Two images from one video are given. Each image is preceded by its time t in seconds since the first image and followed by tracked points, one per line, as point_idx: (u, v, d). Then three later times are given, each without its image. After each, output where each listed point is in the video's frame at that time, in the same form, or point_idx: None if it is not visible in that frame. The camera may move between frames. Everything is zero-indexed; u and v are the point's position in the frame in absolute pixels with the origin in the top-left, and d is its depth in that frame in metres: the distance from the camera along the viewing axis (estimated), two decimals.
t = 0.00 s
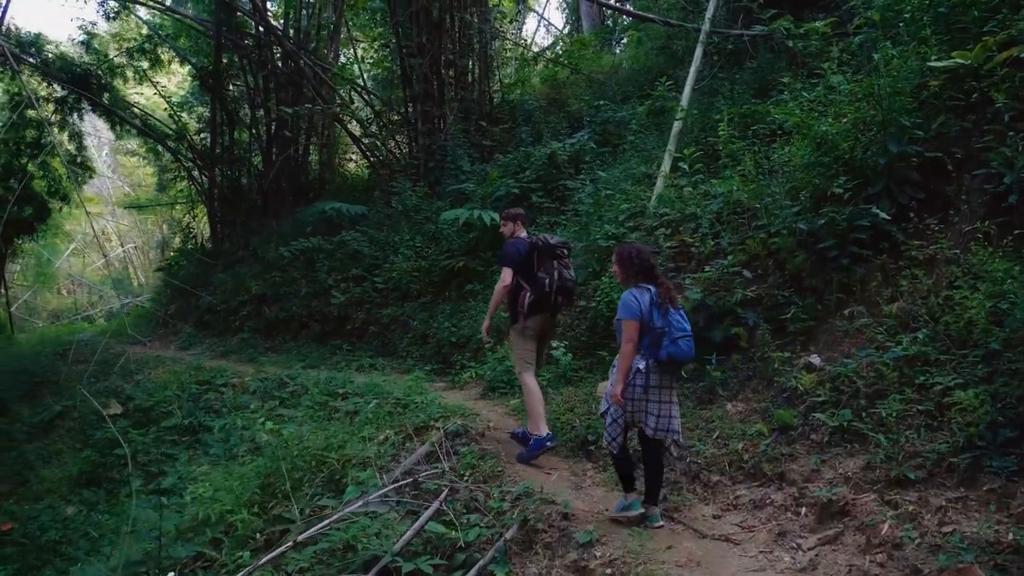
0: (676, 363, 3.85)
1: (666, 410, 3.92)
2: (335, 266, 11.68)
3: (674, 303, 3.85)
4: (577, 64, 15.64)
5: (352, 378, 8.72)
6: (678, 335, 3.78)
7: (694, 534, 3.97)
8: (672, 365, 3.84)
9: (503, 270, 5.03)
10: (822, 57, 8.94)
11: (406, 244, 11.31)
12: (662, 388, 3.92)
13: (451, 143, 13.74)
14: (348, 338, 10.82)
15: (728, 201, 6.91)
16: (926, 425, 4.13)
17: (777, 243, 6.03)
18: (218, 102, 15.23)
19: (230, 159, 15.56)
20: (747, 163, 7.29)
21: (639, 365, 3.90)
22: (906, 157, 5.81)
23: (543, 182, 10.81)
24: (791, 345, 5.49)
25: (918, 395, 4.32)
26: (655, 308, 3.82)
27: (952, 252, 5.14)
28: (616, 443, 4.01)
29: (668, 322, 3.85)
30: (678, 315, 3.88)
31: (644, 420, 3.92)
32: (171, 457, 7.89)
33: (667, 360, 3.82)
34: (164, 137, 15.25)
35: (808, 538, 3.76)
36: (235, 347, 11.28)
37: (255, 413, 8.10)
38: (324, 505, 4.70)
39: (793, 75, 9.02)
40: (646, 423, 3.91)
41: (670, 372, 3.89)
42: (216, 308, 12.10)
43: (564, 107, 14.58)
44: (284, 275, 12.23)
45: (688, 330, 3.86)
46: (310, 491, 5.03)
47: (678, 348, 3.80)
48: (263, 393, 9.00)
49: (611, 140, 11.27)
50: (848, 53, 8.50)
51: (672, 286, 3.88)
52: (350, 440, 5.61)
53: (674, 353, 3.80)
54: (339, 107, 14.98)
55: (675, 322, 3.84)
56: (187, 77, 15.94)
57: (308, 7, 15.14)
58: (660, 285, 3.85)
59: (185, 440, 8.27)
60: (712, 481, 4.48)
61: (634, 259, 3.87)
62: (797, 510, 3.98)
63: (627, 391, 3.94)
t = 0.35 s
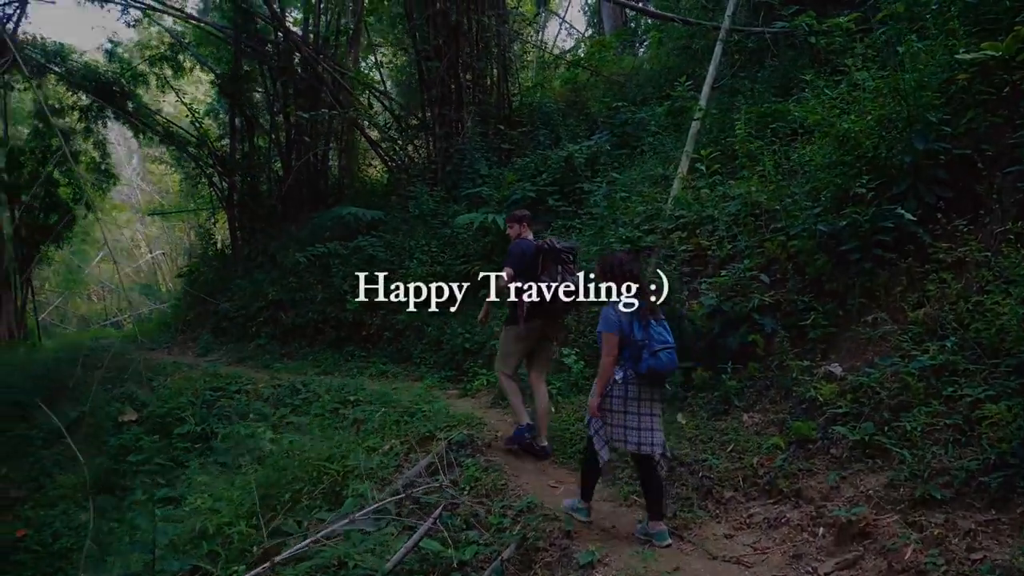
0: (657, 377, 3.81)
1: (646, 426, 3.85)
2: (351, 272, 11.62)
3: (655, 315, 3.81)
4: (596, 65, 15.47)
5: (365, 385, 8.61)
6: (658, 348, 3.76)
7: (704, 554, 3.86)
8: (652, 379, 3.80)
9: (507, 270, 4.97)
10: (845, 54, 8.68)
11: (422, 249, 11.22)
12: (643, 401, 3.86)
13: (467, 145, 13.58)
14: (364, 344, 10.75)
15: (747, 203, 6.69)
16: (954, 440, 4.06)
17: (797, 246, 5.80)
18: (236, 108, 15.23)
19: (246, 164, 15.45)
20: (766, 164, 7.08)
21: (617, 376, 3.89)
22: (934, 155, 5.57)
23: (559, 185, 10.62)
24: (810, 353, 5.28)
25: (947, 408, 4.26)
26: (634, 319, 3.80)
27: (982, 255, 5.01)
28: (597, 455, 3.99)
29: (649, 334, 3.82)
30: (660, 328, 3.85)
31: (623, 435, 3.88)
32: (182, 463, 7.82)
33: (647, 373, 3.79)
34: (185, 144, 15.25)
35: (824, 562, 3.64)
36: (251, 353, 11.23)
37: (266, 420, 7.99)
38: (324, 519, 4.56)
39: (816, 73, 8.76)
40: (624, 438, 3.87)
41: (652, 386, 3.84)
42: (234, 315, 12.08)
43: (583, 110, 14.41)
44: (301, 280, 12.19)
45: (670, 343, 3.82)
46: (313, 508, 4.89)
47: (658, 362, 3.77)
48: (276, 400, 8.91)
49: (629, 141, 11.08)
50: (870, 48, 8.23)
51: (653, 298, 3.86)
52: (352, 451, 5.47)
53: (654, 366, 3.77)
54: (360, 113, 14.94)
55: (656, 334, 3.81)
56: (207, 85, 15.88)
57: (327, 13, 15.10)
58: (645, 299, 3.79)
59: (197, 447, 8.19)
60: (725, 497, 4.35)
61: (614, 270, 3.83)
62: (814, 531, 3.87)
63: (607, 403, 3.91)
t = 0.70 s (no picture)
0: (626, 374, 4.24)
1: (606, 421, 4.24)
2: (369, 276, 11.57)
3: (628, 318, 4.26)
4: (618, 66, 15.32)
5: (380, 391, 8.53)
6: (627, 348, 4.19)
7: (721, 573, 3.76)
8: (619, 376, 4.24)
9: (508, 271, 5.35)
10: (869, 50, 8.46)
11: (440, 254, 11.10)
12: (609, 398, 4.26)
13: (486, 147, 13.41)
14: (383, 350, 10.67)
15: (769, 203, 6.50)
16: (988, 456, 3.96)
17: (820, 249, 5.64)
18: (258, 113, 14.96)
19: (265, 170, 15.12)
20: (787, 163, 6.89)
21: (586, 373, 4.30)
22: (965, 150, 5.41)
23: (577, 187, 10.44)
24: (834, 360, 5.12)
25: (979, 419, 4.15)
26: (607, 321, 4.26)
27: (1018, 254, 4.89)
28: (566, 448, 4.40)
29: (621, 336, 4.26)
30: (634, 330, 4.29)
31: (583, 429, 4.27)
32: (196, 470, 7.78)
33: (616, 369, 4.23)
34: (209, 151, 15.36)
35: None
36: (270, 359, 11.21)
37: (280, 426, 7.92)
38: (323, 531, 4.44)
39: (840, 69, 8.50)
40: (583, 431, 4.26)
41: (619, 383, 4.27)
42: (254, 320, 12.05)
43: (604, 112, 14.25)
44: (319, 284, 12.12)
45: (641, 344, 4.25)
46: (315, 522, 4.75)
47: (625, 360, 4.22)
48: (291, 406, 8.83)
49: (649, 142, 10.91)
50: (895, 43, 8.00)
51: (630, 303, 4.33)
52: (361, 461, 5.36)
53: (623, 363, 4.22)
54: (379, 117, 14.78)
55: (627, 336, 4.24)
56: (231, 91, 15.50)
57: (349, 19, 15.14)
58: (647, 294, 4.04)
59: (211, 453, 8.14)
60: (741, 512, 4.24)
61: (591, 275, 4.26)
62: (836, 550, 3.78)
63: (575, 398, 4.33)
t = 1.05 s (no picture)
0: (607, 374, 4.13)
1: (593, 425, 4.14)
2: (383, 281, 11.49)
3: (604, 315, 4.15)
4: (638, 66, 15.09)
5: (391, 397, 8.41)
6: (601, 345, 4.09)
7: None
8: (598, 376, 4.13)
9: (507, 271, 5.27)
10: (894, 45, 8.19)
11: (454, 259, 11.09)
12: (596, 401, 4.16)
13: (501, 151, 13.18)
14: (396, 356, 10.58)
15: (786, 203, 6.29)
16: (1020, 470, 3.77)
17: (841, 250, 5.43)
18: (274, 118, 14.98)
19: (281, 175, 14.98)
20: (806, 163, 6.68)
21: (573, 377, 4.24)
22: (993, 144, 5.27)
23: (592, 189, 10.21)
24: (854, 367, 4.93)
25: (1010, 431, 3.96)
26: (583, 322, 4.20)
27: None
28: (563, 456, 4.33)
29: (598, 335, 4.15)
30: (611, 328, 4.16)
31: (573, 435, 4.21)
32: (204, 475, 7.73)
33: (594, 369, 4.12)
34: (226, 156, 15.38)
35: None
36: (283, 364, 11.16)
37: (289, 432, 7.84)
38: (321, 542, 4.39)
39: (862, 65, 8.24)
40: (577, 437, 4.19)
41: (603, 384, 4.15)
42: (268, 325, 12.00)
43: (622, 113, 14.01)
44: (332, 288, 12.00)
45: (617, 342, 4.12)
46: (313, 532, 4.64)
47: (601, 360, 4.10)
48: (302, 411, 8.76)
49: (666, 142, 10.68)
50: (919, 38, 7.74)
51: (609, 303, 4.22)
52: (363, 468, 5.25)
53: (598, 362, 4.10)
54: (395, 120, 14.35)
55: (603, 334, 4.13)
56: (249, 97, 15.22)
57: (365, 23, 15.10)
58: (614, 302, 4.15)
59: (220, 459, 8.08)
60: (754, 528, 4.17)
61: (579, 273, 4.32)
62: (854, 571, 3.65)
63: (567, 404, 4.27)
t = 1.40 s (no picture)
0: (605, 375, 4.24)
1: (592, 425, 4.29)
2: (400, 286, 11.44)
3: (605, 317, 4.26)
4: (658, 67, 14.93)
5: (404, 403, 8.37)
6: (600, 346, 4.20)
7: None
8: (597, 376, 4.24)
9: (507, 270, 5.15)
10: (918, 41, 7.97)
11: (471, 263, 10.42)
12: (594, 400, 4.28)
13: (520, 155, 13.02)
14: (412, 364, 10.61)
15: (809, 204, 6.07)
16: None
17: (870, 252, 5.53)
18: (293, 125, 14.21)
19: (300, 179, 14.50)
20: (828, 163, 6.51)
21: (571, 377, 4.35)
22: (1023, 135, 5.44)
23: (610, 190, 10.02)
24: (882, 375, 5.03)
25: None
26: (583, 322, 4.32)
27: None
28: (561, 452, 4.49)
29: (598, 336, 4.26)
30: (611, 330, 4.27)
31: (571, 433, 4.35)
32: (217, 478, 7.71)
33: (593, 370, 4.24)
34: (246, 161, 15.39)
35: None
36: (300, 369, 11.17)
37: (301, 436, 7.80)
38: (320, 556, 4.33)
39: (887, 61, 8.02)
40: (575, 436, 4.32)
41: (601, 384, 4.26)
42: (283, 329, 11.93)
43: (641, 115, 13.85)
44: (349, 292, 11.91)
45: (616, 344, 4.23)
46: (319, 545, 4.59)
47: (599, 360, 4.21)
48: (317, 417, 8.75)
49: (686, 143, 10.51)
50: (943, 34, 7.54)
51: (609, 304, 4.34)
52: (370, 479, 5.20)
53: (596, 363, 4.21)
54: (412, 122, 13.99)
55: (603, 335, 4.24)
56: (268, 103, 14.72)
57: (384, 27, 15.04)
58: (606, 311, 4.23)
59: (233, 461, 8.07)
60: (771, 545, 4.24)
61: (579, 273, 4.37)
62: None
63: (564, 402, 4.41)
